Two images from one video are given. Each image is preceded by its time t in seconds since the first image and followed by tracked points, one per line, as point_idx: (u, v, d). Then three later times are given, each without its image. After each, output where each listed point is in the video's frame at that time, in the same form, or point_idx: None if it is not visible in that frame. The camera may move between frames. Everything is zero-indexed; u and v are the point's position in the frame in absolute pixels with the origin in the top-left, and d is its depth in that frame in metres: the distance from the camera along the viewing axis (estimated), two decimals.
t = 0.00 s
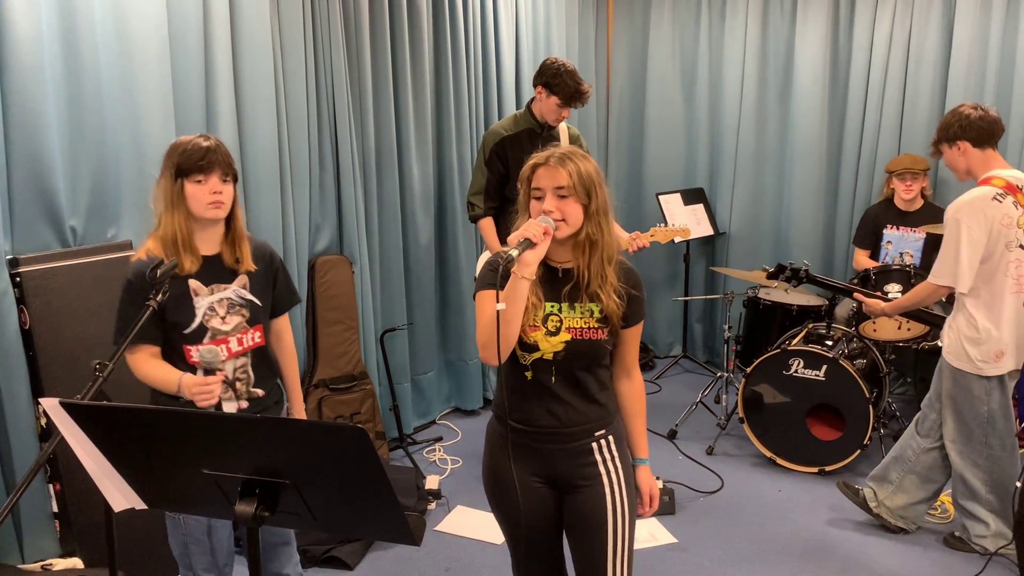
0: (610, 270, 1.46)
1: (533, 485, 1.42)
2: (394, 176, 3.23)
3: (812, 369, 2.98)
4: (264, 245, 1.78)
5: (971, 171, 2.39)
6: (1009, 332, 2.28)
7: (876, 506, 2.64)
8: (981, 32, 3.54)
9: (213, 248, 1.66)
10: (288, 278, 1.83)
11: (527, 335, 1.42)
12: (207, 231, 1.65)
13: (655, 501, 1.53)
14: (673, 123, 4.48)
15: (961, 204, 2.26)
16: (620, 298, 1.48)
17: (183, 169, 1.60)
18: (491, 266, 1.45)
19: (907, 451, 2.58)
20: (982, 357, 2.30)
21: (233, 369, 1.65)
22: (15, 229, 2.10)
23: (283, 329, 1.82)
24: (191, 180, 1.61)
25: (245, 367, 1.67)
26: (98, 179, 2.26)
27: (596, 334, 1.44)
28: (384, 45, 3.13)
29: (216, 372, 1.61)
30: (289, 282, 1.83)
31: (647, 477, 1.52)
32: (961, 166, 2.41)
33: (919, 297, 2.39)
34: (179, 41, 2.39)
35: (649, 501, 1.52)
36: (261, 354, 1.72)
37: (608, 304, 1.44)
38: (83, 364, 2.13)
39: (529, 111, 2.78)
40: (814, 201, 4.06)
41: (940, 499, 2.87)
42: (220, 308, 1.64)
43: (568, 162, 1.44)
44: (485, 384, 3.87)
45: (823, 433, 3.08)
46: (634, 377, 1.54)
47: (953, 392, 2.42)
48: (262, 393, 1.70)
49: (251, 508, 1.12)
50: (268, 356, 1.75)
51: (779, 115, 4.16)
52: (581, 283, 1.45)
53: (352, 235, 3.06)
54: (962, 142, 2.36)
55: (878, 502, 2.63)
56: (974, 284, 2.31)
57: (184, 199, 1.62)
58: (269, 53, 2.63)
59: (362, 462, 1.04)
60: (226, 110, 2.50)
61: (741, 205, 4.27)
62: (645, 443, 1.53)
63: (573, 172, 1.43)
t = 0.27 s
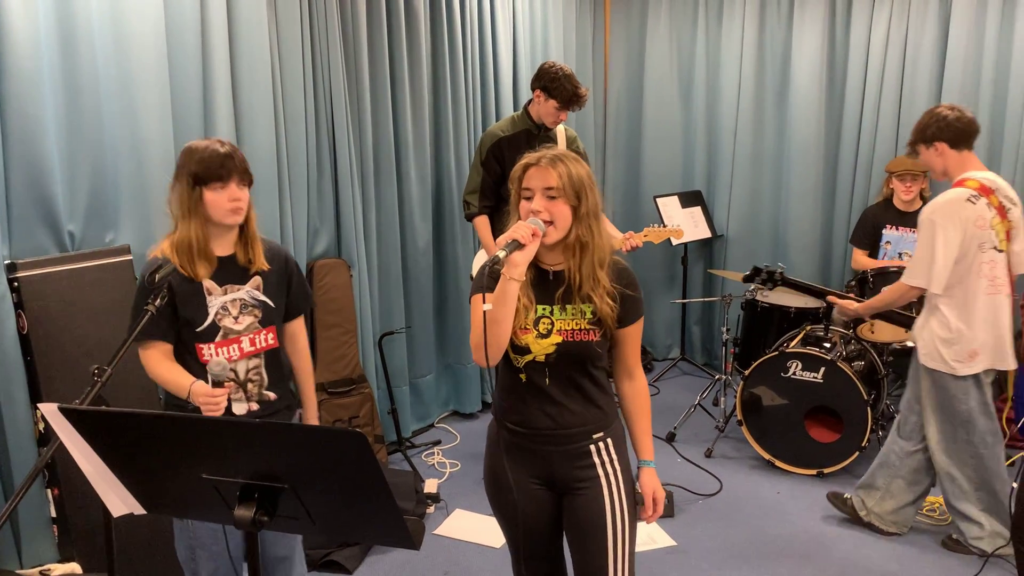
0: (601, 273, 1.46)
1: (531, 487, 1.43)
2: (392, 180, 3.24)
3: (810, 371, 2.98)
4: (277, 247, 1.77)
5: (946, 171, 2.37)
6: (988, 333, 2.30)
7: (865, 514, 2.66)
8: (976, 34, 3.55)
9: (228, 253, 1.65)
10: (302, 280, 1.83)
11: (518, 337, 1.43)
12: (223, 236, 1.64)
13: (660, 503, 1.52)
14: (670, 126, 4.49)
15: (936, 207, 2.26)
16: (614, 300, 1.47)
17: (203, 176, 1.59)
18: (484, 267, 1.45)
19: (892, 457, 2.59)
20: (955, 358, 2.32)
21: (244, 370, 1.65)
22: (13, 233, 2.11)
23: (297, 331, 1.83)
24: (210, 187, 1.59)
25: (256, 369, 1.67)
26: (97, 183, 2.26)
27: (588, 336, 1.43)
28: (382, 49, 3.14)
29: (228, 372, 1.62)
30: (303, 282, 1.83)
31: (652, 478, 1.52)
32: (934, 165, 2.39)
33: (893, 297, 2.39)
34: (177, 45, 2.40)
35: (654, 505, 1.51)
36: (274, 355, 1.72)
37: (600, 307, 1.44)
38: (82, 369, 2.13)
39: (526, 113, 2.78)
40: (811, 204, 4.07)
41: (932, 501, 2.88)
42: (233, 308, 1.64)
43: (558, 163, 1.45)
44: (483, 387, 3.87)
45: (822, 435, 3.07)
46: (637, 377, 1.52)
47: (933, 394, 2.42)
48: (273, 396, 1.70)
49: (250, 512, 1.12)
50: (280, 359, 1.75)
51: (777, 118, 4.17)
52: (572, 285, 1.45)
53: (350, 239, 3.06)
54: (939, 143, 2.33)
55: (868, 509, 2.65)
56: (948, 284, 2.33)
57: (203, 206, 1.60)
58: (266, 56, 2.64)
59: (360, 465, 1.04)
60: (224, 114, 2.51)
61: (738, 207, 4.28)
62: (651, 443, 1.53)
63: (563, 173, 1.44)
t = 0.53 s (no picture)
0: (591, 276, 1.47)
1: (537, 494, 1.43)
2: (391, 185, 3.24)
3: (810, 376, 2.98)
4: (294, 255, 1.78)
5: (920, 168, 2.35)
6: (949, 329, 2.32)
7: (859, 526, 2.65)
8: (974, 39, 3.56)
9: (244, 262, 1.67)
10: (318, 290, 1.81)
11: (520, 347, 1.43)
12: (240, 246, 1.66)
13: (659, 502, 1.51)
14: (669, 130, 4.50)
15: (921, 202, 2.24)
16: (610, 301, 1.48)
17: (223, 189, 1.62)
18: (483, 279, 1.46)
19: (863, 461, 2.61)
20: (908, 354, 2.33)
21: (258, 377, 1.64)
22: (14, 240, 2.11)
23: (314, 340, 1.80)
24: (228, 199, 1.62)
25: (271, 377, 1.67)
26: (96, 190, 2.26)
27: (588, 339, 1.44)
28: (381, 54, 3.15)
29: (239, 378, 1.62)
30: (319, 291, 1.81)
31: (653, 477, 1.51)
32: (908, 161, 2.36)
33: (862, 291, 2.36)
34: (176, 52, 2.40)
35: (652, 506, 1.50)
36: (289, 364, 1.71)
37: (595, 310, 1.44)
38: (82, 375, 2.13)
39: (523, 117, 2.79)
40: (810, 208, 4.08)
41: (917, 505, 2.88)
42: (246, 316, 1.64)
43: (542, 170, 1.45)
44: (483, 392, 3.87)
45: (821, 439, 3.08)
46: (639, 375, 1.54)
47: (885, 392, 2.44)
48: (288, 404, 1.68)
49: (250, 520, 1.12)
50: (298, 367, 1.74)
51: (775, 122, 4.19)
52: (566, 290, 1.46)
53: (349, 244, 3.07)
54: (920, 139, 2.29)
55: (859, 520, 2.65)
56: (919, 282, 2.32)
57: (220, 217, 1.63)
58: (265, 62, 2.64)
59: (361, 472, 1.04)
60: (224, 120, 2.51)
61: (737, 212, 4.29)
62: (654, 443, 1.53)
63: (547, 180, 1.44)
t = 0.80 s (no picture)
0: (597, 276, 1.47)
1: (541, 497, 1.43)
2: (392, 189, 3.25)
3: (810, 379, 2.99)
4: (305, 253, 1.77)
5: (907, 167, 2.32)
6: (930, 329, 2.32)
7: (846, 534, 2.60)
8: (973, 42, 3.57)
9: (253, 259, 1.67)
10: (329, 288, 1.79)
11: (526, 350, 1.43)
12: (250, 243, 1.67)
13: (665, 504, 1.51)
14: (669, 134, 4.51)
15: (919, 202, 2.19)
16: (616, 303, 1.48)
17: (235, 187, 1.61)
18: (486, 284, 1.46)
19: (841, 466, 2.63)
20: (896, 351, 2.31)
21: (262, 374, 1.65)
22: (14, 245, 2.11)
23: (326, 338, 1.79)
24: (238, 198, 1.61)
25: (275, 373, 1.67)
26: (97, 194, 2.26)
27: (595, 341, 1.44)
28: (381, 59, 3.16)
29: (242, 374, 1.63)
30: (330, 289, 1.79)
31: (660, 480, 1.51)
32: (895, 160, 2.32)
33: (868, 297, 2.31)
34: (177, 57, 2.41)
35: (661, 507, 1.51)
36: (297, 360, 1.70)
37: (600, 311, 1.45)
38: (84, 379, 2.14)
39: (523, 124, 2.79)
40: (810, 211, 4.08)
41: (918, 508, 2.88)
42: (252, 312, 1.65)
43: (541, 175, 1.45)
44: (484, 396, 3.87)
45: (823, 443, 3.07)
46: (643, 378, 1.53)
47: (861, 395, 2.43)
48: (292, 401, 1.68)
49: (252, 523, 1.12)
50: (306, 363, 1.73)
51: (775, 126, 4.19)
52: (572, 292, 1.46)
53: (350, 249, 3.07)
54: (915, 138, 2.26)
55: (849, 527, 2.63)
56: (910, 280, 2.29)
57: (230, 216, 1.62)
58: (266, 67, 2.65)
59: (364, 475, 1.04)
60: (224, 124, 2.52)
61: (737, 215, 4.29)
62: (660, 447, 1.54)
63: (547, 184, 1.44)
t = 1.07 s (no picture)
0: (604, 279, 1.48)
1: (543, 499, 1.43)
2: (393, 190, 3.25)
3: (811, 381, 3.00)
4: (312, 261, 1.77)
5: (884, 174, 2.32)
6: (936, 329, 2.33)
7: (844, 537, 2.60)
8: (974, 43, 3.57)
9: (262, 266, 1.67)
10: (336, 294, 1.78)
11: (532, 353, 1.42)
12: (260, 251, 1.67)
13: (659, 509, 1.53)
14: (670, 136, 4.51)
15: (908, 209, 2.21)
16: (622, 307, 1.49)
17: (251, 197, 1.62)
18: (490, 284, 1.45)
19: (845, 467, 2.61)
20: (905, 352, 2.30)
21: (266, 377, 1.64)
22: (16, 246, 2.11)
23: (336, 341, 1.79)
24: (254, 207, 1.62)
25: (279, 377, 1.66)
26: (99, 196, 2.27)
27: (601, 346, 1.44)
28: (382, 60, 3.16)
29: (246, 378, 1.62)
30: (336, 294, 1.78)
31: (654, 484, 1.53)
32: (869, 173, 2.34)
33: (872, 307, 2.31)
34: (179, 58, 2.41)
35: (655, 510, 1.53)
36: (301, 365, 1.69)
37: (607, 315, 1.45)
38: (85, 381, 2.14)
39: (524, 136, 2.80)
40: (811, 213, 4.08)
41: (919, 509, 2.87)
42: (256, 316, 1.64)
43: (548, 175, 1.45)
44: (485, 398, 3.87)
45: (824, 445, 3.08)
46: (642, 383, 1.54)
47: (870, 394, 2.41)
48: (295, 406, 1.67)
49: (254, 525, 1.12)
50: (311, 368, 1.72)
51: (776, 127, 4.19)
52: (578, 295, 1.46)
53: (351, 250, 3.07)
54: (891, 144, 2.26)
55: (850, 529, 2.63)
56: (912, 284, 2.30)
57: (244, 223, 1.62)
58: (267, 68, 2.65)
59: (366, 477, 1.04)
60: (225, 125, 2.52)
61: (738, 217, 4.29)
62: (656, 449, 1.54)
63: (555, 185, 1.44)
